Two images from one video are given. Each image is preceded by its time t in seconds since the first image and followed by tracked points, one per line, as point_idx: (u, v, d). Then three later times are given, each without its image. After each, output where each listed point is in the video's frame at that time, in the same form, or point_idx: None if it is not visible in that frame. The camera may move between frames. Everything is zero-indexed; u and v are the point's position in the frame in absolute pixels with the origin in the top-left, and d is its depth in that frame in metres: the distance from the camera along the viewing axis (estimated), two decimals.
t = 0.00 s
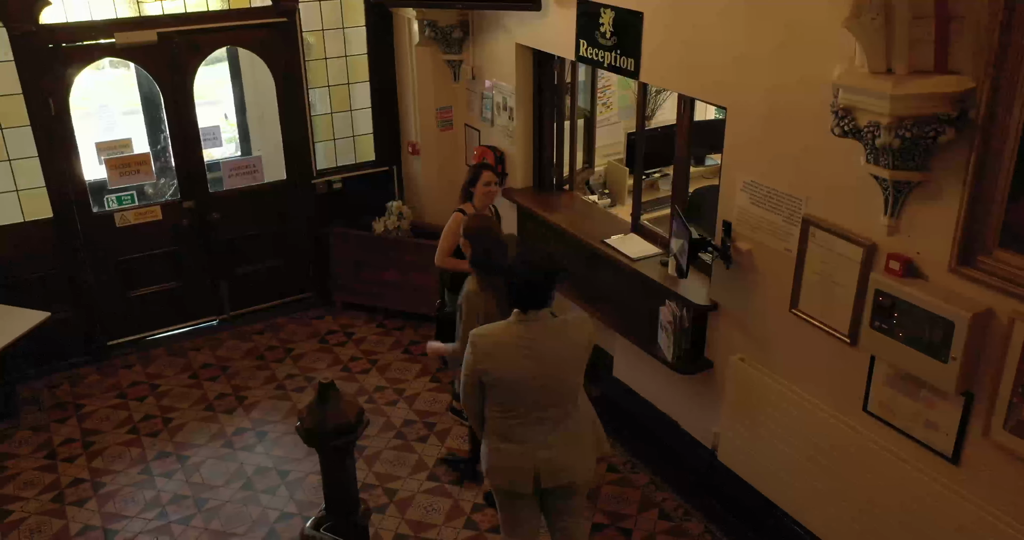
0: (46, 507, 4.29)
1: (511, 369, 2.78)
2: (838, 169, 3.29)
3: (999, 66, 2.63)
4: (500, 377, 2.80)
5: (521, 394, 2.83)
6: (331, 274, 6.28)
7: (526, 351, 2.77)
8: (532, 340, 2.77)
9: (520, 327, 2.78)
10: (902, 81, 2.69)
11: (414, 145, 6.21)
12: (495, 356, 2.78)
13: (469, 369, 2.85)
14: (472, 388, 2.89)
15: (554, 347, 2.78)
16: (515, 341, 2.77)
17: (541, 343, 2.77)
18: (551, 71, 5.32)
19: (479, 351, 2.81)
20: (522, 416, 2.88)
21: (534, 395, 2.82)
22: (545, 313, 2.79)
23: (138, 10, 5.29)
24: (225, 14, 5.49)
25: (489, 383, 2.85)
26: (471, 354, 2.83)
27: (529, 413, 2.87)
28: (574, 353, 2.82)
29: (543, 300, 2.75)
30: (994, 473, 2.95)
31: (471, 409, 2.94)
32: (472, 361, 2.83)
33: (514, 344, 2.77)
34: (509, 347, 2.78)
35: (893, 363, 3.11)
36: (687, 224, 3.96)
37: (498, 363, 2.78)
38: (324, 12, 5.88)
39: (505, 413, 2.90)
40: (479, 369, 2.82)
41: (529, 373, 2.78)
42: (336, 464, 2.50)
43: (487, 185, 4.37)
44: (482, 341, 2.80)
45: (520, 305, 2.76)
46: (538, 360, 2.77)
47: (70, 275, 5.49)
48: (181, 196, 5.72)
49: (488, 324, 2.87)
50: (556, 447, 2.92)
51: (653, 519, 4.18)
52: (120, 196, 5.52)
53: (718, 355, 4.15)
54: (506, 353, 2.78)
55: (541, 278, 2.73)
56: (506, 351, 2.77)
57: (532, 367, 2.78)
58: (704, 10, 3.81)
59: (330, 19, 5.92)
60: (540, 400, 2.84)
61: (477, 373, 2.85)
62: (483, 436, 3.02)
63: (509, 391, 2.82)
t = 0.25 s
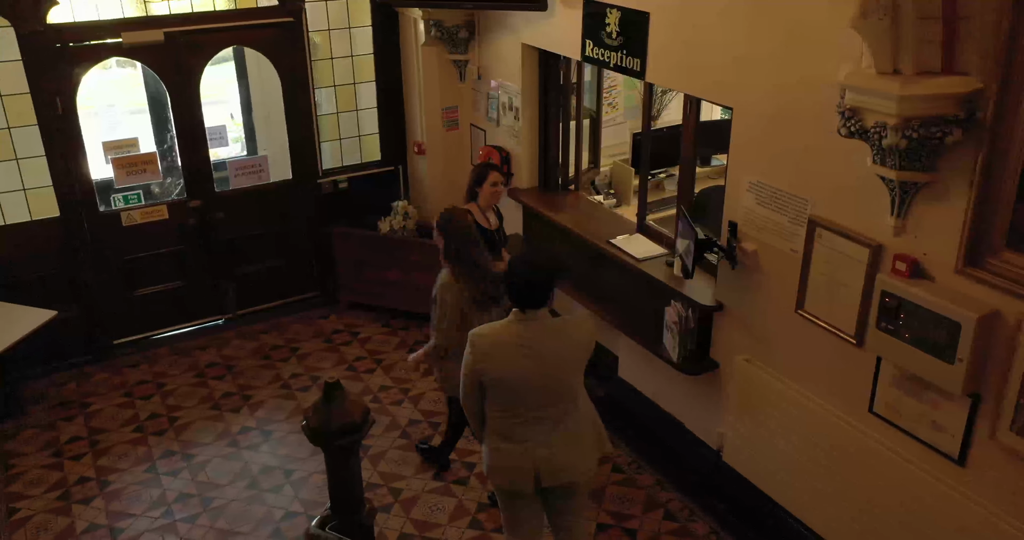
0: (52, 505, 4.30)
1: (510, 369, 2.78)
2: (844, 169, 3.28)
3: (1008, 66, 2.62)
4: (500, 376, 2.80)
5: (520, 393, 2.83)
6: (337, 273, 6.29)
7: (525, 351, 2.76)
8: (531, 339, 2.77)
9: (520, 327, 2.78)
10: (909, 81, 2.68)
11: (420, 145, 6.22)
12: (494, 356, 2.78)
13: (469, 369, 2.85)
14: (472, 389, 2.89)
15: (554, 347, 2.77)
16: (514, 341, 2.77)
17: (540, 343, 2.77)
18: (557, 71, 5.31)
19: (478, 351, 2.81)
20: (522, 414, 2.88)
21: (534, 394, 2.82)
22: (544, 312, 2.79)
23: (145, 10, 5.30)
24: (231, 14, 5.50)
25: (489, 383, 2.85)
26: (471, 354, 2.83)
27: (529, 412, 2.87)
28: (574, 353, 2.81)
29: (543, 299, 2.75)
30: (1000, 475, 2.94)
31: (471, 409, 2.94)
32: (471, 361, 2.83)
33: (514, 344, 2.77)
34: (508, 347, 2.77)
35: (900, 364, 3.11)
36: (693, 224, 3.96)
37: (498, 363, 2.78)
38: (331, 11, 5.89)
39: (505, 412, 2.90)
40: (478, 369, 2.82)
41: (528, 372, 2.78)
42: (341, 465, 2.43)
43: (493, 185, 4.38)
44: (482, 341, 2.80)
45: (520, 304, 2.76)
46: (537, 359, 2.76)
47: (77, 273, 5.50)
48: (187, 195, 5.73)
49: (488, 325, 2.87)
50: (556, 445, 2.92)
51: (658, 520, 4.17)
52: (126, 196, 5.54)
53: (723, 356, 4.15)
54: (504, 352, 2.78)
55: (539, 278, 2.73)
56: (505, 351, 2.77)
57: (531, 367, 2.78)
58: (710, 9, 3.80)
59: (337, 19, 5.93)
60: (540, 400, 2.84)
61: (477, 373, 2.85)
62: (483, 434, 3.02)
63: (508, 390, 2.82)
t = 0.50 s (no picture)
0: (61, 502, 4.32)
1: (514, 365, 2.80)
2: (852, 171, 3.28)
3: (1017, 67, 2.61)
4: (506, 373, 2.82)
5: (524, 391, 2.84)
6: (344, 273, 6.31)
7: (528, 348, 2.79)
8: (534, 336, 2.79)
9: (523, 325, 2.80)
10: (918, 82, 2.67)
11: (428, 145, 6.23)
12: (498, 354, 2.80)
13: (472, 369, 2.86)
14: (477, 390, 2.89)
15: (556, 344, 2.80)
16: (516, 338, 2.79)
17: (543, 339, 2.79)
18: (564, 71, 5.32)
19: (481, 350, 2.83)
20: (526, 412, 2.90)
21: (537, 392, 2.84)
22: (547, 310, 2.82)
23: (155, 10, 5.32)
24: (240, 14, 5.52)
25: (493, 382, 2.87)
26: (474, 353, 2.84)
27: (534, 410, 2.89)
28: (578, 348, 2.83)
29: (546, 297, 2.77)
30: (1008, 477, 2.93)
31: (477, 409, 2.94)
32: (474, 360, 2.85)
33: (517, 341, 2.79)
34: (511, 344, 2.79)
35: (907, 366, 3.10)
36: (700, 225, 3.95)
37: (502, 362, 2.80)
38: (339, 11, 5.91)
39: (508, 410, 2.91)
40: (483, 368, 2.83)
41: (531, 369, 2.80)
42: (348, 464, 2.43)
43: (499, 185, 4.37)
44: (485, 339, 2.82)
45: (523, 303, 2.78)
46: (539, 356, 2.79)
47: (86, 272, 5.53)
48: (196, 194, 5.75)
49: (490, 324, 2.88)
50: (558, 443, 2.93)
51: (665, 521, 4.20)
52: (135, 194, 5.56)
53: (731, 357, 4.14)
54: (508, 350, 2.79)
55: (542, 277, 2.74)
56: (510, 347, 2.79)
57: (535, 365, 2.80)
58: (718, 10, 3.80)
59: (345, 19, 5.94)
60: (543, 398, 2.86)
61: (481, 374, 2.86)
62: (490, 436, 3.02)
63: (514, 388, 2.84)
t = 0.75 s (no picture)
0: (73, 498, 4.35)
1: (534, 354, 2.88)
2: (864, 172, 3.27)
3: None
4: (527, 362, 2.89)
5: (542, 380, 2.91)
6: (356, 272, 6.33)
7: (547, 338, 2.87)
8: (554, 327, 2.88)
9: (544, 315, 2.89)
10: (932, 84, 2.66)
11: (439, 145, 6.25)
12: (523, 343, 2.88)
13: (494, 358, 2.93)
14: (496, 380, 2.96)
15: (574, 337, 2.88)
16: (537, 328, 2.88)
17: (562, 331, 2.87)
18: (576, 71, 5.31)
19: (503, 339, 2.91)
20: (542, 403, 2.96)
21: (554, 381, 2.91)
22: (568, 303, 2.90)
23: (169, 9, 5.35)
24: (254, 13, 5.54)
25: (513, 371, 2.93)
26: (496, 342, 2.92)
27: (551, 401, 2.96)
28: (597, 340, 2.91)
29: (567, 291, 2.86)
30: (1021, 482, 2.91)
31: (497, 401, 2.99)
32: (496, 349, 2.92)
33: (538, 331, 2.88)
34: (533, 334, 2.87)
35: (920, 369, 3.09)
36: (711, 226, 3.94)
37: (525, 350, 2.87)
38: (352, 11, 5.93)
39: (524, 402, 2.98)
40: (505, 357, 2.91)
41: (551, 359, 2.88)
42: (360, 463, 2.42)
43: (510, 185, 4.35)
44: (508, 329, 2.90)
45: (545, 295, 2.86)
46: (559, 345, 2.87)
47: (100, 269, 5.57)
48: (209, 192, 5.78)
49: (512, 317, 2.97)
50: (570, 434, 3.00)
51: (674, 522, 4.20)
52: (148, 193, 5.59)
53: (742, 359, 4.13)
54: (530, 339, 2.88)
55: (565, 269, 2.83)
56: (530, 338, 2.87)
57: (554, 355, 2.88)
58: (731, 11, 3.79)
59: (357, 19, 5.96)
60: (560, 388, 2.93)
61: (503, 364, 2.92)
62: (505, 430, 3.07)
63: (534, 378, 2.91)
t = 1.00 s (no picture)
0: (85, 494, 4.38)
1: (573, 332, 3.03)
2: (877, 173, 3.25)
3: None
4: (565, 341, 3.05)
5: (578, 360, 3.06)
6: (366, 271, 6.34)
7: (587, 319, 3.04)
8: (593, 309, 3.04)
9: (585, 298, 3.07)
10: (946, 85, 2.64)
11: (451, 144, 6.25)
12: (563, 323, 3.05)
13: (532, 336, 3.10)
14: (533, 359, 3.11)
15: (611, 318, 3.04)
16: (576, 310, 3.05)
17: (601, 313, 3.04)
18: (588, 71, 5.30)
19: (543, 318, 3.08)
20: (577, 382, 3.10)
21: (589, 361, 3.05)
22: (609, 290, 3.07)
23: (182, 8, 5.38)
24: (266, 13, 5.56)
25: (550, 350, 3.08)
26: (537, 322, 3.10)
27: (585, 381, 3.09)
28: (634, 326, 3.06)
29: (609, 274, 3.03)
30: None
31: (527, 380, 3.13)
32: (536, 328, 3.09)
33: (577, 312, 3.05)
34: (572, 313, 3.05)
35: (933, 372, 3.07)
36: (722, 227, 3.94)
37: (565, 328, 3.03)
38: (364, 11, 5.94)
39: (557, 382, 3.13)
40: (542, 336, 3.07)
41: (588, 338, 3.03)
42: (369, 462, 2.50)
43: (521, 185, 4.37)
44: (549, 310, 3.08)
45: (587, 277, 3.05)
46: (596, 326, 3.03)
47: (113, 267, 5.60)
48: (221, 191, 5.80)
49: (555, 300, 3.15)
50: (602, 413, 3.14)
51: (684, 523, 4.19)
52: (161, 191, 5.63)
53: (753, 360, 4.12)
54: (568, 319, 3.05)
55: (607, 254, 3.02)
56: (568, 319, 3.05)
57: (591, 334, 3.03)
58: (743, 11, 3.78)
59: (369, 18, 5.98)
60: (596, 369, 3.07)
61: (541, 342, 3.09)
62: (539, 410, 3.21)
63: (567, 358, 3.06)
